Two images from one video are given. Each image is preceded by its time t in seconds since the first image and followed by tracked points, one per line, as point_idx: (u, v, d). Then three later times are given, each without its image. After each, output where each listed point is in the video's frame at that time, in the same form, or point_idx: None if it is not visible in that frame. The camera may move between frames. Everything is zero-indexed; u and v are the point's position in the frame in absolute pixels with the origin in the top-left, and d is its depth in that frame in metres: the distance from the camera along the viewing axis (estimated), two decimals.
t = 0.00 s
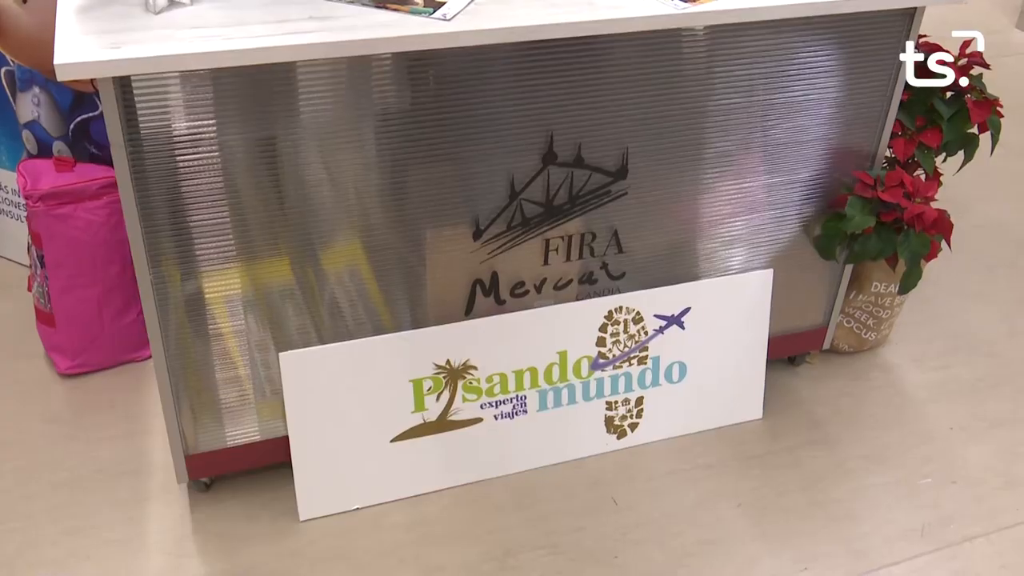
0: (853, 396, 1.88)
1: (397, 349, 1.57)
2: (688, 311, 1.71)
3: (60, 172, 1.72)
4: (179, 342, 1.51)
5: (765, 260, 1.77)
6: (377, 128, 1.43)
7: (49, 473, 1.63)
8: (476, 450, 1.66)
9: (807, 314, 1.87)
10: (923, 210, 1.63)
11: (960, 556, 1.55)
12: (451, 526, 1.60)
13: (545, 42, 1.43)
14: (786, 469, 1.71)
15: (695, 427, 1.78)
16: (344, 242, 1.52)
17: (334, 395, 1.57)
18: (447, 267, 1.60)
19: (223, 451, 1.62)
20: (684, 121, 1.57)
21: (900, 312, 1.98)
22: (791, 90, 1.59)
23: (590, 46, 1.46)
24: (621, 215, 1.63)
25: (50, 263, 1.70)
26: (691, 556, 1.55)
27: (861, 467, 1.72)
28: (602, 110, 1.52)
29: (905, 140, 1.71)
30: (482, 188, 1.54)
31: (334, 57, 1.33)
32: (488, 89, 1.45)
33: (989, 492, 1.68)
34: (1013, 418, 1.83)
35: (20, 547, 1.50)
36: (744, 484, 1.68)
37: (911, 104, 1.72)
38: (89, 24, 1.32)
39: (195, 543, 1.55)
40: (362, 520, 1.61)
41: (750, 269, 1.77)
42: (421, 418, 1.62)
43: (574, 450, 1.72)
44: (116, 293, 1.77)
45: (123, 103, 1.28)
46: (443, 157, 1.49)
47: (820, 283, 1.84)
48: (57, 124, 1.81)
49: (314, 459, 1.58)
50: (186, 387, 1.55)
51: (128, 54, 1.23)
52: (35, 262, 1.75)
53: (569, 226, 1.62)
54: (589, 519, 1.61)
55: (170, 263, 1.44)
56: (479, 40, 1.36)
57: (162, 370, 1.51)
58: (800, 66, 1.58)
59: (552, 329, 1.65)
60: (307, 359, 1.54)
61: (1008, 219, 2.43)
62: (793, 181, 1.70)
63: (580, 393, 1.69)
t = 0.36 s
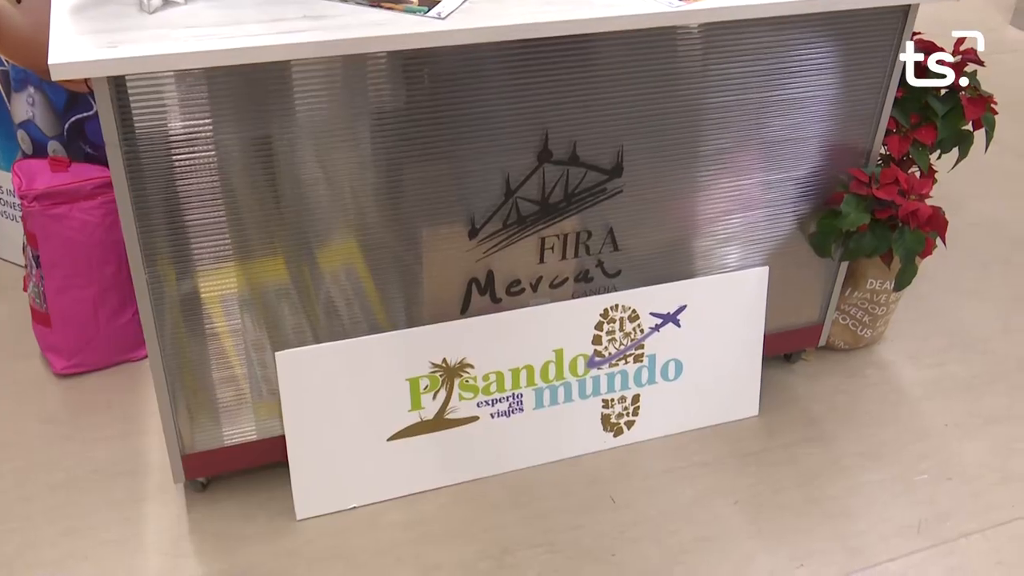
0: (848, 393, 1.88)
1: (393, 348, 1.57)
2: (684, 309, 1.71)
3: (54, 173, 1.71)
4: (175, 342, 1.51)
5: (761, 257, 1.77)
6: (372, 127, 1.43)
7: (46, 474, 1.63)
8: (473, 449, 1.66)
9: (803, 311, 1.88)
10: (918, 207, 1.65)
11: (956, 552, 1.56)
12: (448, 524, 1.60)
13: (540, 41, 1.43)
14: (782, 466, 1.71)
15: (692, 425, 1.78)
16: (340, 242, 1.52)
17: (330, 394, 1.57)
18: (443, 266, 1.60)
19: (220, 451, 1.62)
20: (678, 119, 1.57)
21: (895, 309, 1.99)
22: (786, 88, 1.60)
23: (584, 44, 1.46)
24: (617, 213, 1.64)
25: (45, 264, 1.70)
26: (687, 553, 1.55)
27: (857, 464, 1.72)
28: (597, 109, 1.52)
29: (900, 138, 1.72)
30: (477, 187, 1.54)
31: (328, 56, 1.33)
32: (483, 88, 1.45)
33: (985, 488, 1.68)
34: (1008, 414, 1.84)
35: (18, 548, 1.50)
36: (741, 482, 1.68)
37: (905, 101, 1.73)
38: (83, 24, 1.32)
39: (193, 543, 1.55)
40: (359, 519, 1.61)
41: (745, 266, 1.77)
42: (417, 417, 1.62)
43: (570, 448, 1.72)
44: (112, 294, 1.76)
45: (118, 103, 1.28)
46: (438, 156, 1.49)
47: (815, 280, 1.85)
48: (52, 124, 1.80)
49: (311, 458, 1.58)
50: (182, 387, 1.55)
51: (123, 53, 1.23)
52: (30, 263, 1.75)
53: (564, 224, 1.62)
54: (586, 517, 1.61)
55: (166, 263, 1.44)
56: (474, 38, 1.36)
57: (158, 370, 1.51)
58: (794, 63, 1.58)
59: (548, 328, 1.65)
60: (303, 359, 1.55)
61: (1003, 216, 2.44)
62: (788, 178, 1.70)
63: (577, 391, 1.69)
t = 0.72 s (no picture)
0: (850, 396, 1.88)
1: (394, 350, 1.57)
2: (685, 312, 1.71)
3: (55, 175, 1.71)
4: (175, 345, 1.51)
5: (762, 260, 1.77)
6: (373, 129, 1.43)
7: (47, 476, 1.63)
8: (473, 452, 1.66)
9: (804, 314, 1.87)
10: (919, 210, 1.64)
11: (958, 556, 1.56)
12: (448, 528, 1.60)
13: (541, 43, 1.43)
14: (783, 469, 1.71)
15: (693, 428, 1.78)
16: (341, 244, 1.52)
17: (331, 397, 1.57)
18: (443, 269, 1.60)
19: (220, 454, 1.62)
20: (679, 121, 1.57)
21: (896, 312, 1.98)
22: (788, 90, 1.59)
23: (585, 46, 1.46)
24: (618, 216, 1.63)
25: (45, 266, 1.70)
26: (688, 556, 1.55)
27: (858, 467, 1.72)
28: (598, 111, 1.52)
29: (901, 140, 1.71)
30: (478, 189, 1.54)
31: (329, 59, 1.32)
32: (484, 90, 1.45)
33: (986, 491, 1.68)
34: (1009, 417, 1.83)
35: (19, 551, 1.50)
36: (742, 485, 1.68)
37: (906, 103, 1.72)
38: (83, 27, 1.32)
39: (193, 546, 1.55)
40: (359, 522, 1.61)
41: (747, 268, 1.77)
42: (418, 420, 1.62)
43: (571, 451, 1.72)
44: (112, 296, 1.76)
45: (118, 106, 1.28)
46: (438, 158, 1.49)
47: (816, 283, 1.84)
48: (52, 127, 1.80)
49: (311, 461, 1.58)
50: (183, 390, 1.55)
51: (122, 57, 1.23)
52: (31, 265, 1.75)
53: (565, 227, 1.61)
54: (586, 520, 1.61)
55: (167, 266, 1.44)
56: (475, 41, 1.36)
57: (159, 373, 1.51)
58: (796, 65, 1.57)
59: (549, 331, 1.65)
60: (304, 361, 1.54)
61: (1004, 219, 2.43)
62: (790, 180, 1.69)
63: (577, 394, 1.69)
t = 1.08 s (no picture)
0: (853, 408, 1.87)
1: (396, 363, 1.57)
2: (688, 324, 1.71)
3: (58, 187, 1.71)
4: (177, 357, 1.51)
5: (765, 272, 1.77)
6: (375, 142, 1.43)
7: (49, 489, 1.63)
8: (475, 465, 1.66)
9: (807, 326, 1.87)
10: (922, 221, 1.63)
11: (963, 568, 1.55)
12: (450, 540, 1.59)
13: (543, 55, 1.43)
14: (786, 481, 1.71)
15: (696, 440, 1.77)
16: (343, 257, 1.52)
17: (333, 410, 1.57)
18: (446, 281, 1.59)
19: (223, 466, 1.62)
20: (681, 133, 1.57)
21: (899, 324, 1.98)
22: (790, 102, 1.59)
23: (587, 58, 1.46)
24: (620, 228, 1.63)
25: (48, 277, 1.70)
26: (691, 568, 1.54)
27: (861, 479, 1.71)
28: (600, 123, 1.52)
29: (903, 151, 1.71)
30: (480, 202, 1.54)
31: (332, 72, 1.33)
32: (486, 102, 1.45)
33: (991, 503, 1.67)
34: (1013, 429, 1.83)
35: (21, 564, 1.50)
36: (745, 497, 1.68)
37: (908, 115, 1.72)
38: (86, 40, 1.32)
39: (195, 559, 1.54)
40: (361, 535, 1.60)
41: (749, 280, 1.76)
42: (420, 432, 1.62)
43: (573, 463, 1.71)
44: (115, 308, 1.76)
45: (121, 118, 1.28)
46: (441, 171, 1.49)
47: (819, 294, 1.84)
48: (55, 139, 1.80)
49: (313, 473, 1.58)
50: (184, 402, 1.55)
51: (126, 70, 1.23)
52: (34, 277, 1.75)
53: (567, 239, 1.61)
54: (590, 532, 1.61)
55: (169, 278, 1.44)
56: (477, 53, 1.36)
57: (161, 385, 1.51)
58: (798, 77, 1.57)
59: (552, 343, 1.64)
60: (306, 374, 1.54)
61: (1007, 230, 2.43)
62: (792, 192, 1.69)
63: (580, 406, 1.69)
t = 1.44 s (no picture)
0: (861, 433, 1.86)
1: (403, 389, 1.57)
2: (696, 349, 1.70)
3: (68, 213, 1.72)
4: (185, 383, 1.50)
5: (773, 296, 1.76)
6: (383, 168, 1.44)
7: (56, 514, 1.62)
8: (483, 491, 1.65)
9: (815, 351, 1.86)
10: (930, 246, 1.63)
11: None
12: (457, 567, 1.58)
13: (549, 82, 1.44)
14: (794, 508, 1.70)
15: (704, 466, 1.76)
16: (350, 282, 1.52)
17: (341, 436, 1.56)
18: (454, 306, 1.59)
19: (229, 493, 1.61)
20: (689, 158, 1.57)
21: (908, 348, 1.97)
22: (797, 127, 1.60)
23: (594, 84, 1.46)
24: (628, 253, 1.63)
25: (56, 302, 1.70)
26: None
27: (871, 506, 1.70)
28: (608, 149, 1.53)
29: (911, 175, 1.70)
30: (488, 227, 1.54)
31: (340, 99, 1.33)
32: (493, 128, 1.46)
33: (1003, 530, 1.66)
34: None
35: None
36: (754, 523, 1.66)
37: (916, 139, 1.72)
38: (97, 67, 1.33)
39: None
40: (368, 561, 1.59)
41: (757, 305, 1.76)
42: (427, 458, 1.61)
43: (581, 489, 1.70)
44: (123, 333, 1.76)
45: (130, 146, 1.29)
46: (448, 196, 1.50)
47: (827, 319, 1.83)
48: (65, 163, 1.81)
49: (320, 500, 1.57)
50: (191, 428, 1.54)
51: (136, 98, 1.24)
52: (42, 301, 1.75)
53: (575, 264, 1.62)
54: (598, 559, 1.59)
55: (177, 304, 1.44)
56: (485, 80, 1.37)
57: (168, 411, 1.50)
58: (805, 103, 1.58)
59: (559, 368, 1.64)
60: (313, 399, 1.54)
61: (1015, 253, 2.42)
62: (800, 217, 1.69)
63: (588, 431, 1.68)
